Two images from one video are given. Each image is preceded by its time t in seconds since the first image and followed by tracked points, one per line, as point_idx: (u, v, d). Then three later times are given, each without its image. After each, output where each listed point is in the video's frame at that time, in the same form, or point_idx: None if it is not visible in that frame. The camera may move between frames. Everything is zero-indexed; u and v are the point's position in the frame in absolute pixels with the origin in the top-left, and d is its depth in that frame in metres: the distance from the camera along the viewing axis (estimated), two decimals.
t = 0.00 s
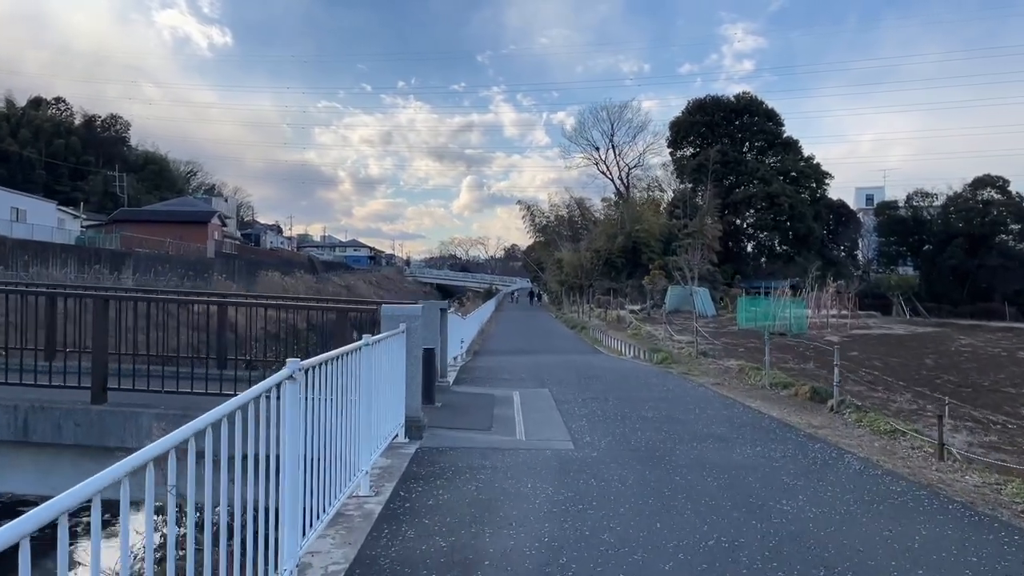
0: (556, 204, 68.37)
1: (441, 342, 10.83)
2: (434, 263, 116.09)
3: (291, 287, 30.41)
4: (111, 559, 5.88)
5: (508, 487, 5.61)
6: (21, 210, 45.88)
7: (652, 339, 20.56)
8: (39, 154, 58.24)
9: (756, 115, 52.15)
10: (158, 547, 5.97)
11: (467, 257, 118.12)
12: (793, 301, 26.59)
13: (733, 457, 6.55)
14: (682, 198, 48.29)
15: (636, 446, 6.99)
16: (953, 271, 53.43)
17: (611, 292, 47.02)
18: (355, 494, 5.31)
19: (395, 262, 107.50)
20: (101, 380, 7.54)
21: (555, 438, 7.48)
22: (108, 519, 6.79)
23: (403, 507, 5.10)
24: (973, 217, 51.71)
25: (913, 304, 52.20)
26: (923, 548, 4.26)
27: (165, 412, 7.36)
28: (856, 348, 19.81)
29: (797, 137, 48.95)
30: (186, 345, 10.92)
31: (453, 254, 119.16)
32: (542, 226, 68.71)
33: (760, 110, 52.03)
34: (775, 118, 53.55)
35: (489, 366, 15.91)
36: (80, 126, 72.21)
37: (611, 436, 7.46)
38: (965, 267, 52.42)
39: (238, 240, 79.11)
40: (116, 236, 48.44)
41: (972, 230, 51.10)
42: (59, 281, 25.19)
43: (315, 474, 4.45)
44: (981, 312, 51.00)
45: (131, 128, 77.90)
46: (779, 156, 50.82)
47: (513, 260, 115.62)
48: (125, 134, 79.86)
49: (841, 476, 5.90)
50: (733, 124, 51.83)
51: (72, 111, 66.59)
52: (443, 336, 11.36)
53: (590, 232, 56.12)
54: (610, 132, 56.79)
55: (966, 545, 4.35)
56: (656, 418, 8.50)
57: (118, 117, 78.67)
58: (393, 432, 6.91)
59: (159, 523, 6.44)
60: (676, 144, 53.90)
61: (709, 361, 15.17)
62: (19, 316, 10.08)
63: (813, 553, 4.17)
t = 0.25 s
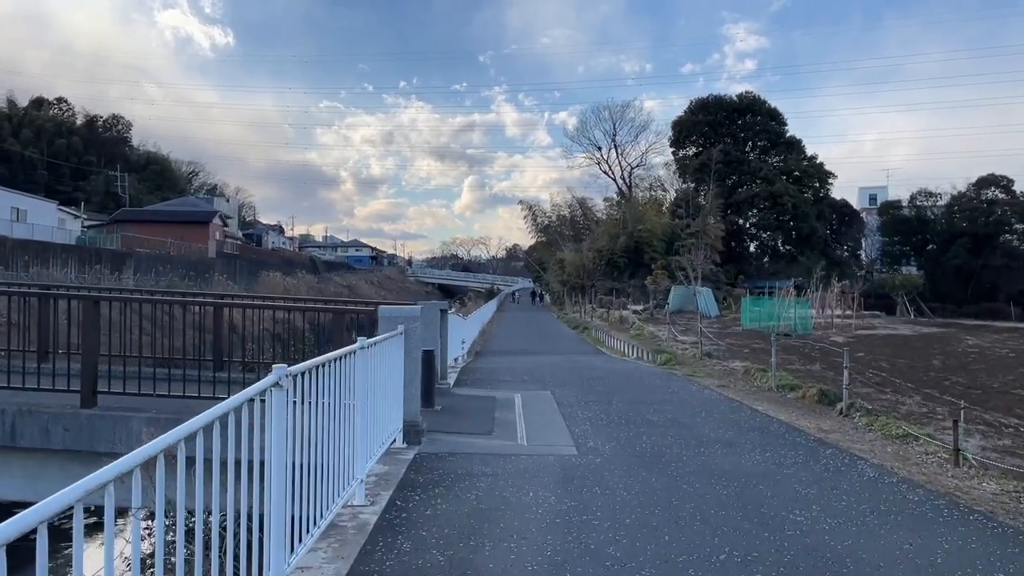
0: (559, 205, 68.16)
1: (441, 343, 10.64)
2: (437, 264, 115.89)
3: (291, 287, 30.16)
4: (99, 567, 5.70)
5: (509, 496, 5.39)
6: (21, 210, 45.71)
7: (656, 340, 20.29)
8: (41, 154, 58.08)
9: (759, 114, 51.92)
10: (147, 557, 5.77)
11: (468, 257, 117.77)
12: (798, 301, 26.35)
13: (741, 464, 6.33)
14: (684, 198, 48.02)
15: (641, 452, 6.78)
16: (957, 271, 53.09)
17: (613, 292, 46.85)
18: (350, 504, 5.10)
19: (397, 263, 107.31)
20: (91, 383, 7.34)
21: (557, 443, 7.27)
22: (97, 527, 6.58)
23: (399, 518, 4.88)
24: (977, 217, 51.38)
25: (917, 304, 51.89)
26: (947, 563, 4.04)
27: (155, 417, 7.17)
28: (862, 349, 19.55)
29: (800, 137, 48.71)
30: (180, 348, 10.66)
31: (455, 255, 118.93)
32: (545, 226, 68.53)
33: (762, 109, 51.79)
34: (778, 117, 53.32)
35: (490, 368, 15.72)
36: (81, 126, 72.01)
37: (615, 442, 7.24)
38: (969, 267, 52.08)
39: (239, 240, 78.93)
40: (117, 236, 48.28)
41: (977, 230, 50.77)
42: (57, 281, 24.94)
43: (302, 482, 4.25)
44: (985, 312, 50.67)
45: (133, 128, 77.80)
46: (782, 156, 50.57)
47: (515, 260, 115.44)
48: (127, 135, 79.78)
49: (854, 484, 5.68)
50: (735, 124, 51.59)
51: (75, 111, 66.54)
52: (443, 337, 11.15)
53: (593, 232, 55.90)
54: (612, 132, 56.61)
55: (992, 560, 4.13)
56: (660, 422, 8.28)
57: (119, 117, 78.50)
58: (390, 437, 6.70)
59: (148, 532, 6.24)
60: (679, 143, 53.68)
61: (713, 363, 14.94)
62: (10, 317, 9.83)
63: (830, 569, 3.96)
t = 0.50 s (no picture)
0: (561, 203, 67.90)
1: (440, 344, 10.46)
2: (438, 262, 115.65)
3: (292, 286, 29.91)
4: None
5: (509, 505, 5.17)
6: (21, 209, 45.46)
7: (659, 340, 20.03)
8: (42, 153, 57.91)
9: (761, 112, 51.63)
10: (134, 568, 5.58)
11: (470, 256, 117.43)
12: (801, 300, 26.08)
13: (747, 469, 6.12)
14: (687, 196, 47.69)
15: (646, 457, 6.55)
16: (961, 270, 52.78)
17: (615, 291, 46.74)
18: (343, 514, 4.88)
19: (399, 261, 107.17)
20: (79, 386, 7.13)
21: (559, 448, 7.05)
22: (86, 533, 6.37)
23: (394, 529, 4.66)
24: (981, 216, 51.08)
25: (920, 303, 51.58)
26: None
27: (144, 422, 6.97)
28: (868, 349, 19.32)
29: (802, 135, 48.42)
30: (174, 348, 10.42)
31: (456, 253, 118.83)
32: (546, 225, 68.27)
33: (765, 107, 51.49)
34: (781, 115, 53.06)
35: (490, 368, 15.54)
36: (82, 124, 71.82)
37: (620, 446, 7.02)
38: (973, 267, 51.75)
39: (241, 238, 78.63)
40: (117, 234, 48.05)
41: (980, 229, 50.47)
42: (55, 280, 24.71)
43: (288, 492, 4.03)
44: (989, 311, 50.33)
45: (134, 127, 77.56)
46: (785, 154, 50.28)
47: (517, 259, 115.24)
48: (129, 133, 79.57)
49: (870, 492, 5.45)
50: (738, 122, 51.32)
51: (76, 109, 66.37)
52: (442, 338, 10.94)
53: (594, 230, 55.66)
54: (614, 130, 56.35)
55: None
56: (666, 425, 8.04)
57: (121, 115, 78.29)
58: (387, 440, 6.46)
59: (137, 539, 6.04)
60: (681, 142, 53.43)
61: (718, 363, 14.70)
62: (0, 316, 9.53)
63: None
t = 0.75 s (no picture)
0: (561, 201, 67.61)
1: (439, 344, 10.25)
2: (439, 261, 115.37)
3: (291, 284, 29.66)
4: None
5: (510, 513, 4.96)
6: (19, 207, 45.18)
7: (660, 339, 19.80)
8: (42, 151, 57.59)
9: (762, 110, 51.39)
10: None
11: (470, 254, 117.13)
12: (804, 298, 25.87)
13: (756, 475, 5.90)
14: (687, 194, 47.43)
15: (651, 463, 6.34)
16: (963, 269, 52.53)
17: (616, 289, 46.51)
18: (336, 525, 4.66)
19: (399, 260, 106.89)
20: (66, 388, 6.91)
21: (561, 452, 6.82)
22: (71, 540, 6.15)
23: (388, 542, 4.44)
24: (983, 213, 50.83)
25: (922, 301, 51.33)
26: None
27: (131, 426, 6.76)
28: (873, 348, 19.10)
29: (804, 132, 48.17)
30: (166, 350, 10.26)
31: (456, 251, 118.60)
32: (547, 223, 68.01)
33: (766, 105, 51.25)
34: (782, 113, 52.82)
35: (490, 368, 15.33)
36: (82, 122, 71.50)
37: (623, 451, 6.80)
38: (975, 265, 51.50)
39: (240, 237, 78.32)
40: (116, 233, 47.79)
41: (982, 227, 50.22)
42: (51, 279, 24.44)
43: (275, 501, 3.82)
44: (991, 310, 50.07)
45: (134, 125, 77.22)
46: (786, 152, 50.04)
47: (517, 257, 114.97)
48: (128, 131, 79.24)
49: (884, 501, 5.23)
50: (739, 120, 51.08)
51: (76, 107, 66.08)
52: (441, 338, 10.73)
53: (595, 228, 55.39)
54: (614, 127, 56.11)
55: None
56: (670, 429, 7.82)
57: (120, 114, 77.95)
58: (383, 445, 6.25)
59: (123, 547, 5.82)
60: (682, 140, 53.20)
61: (721, 363, 14.48)
62: None
63: None
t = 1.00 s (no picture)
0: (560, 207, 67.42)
1: (437, 351, 10.03)
2: (438, 267, 115.17)
3: (290, 290, 29.40)
4: None
5: (512, 530, 4.73)
6: (18, 213, 44.96)
7: (662, 345, 19.58)
8: (41, 157, 57.47)
9: (762, 116, 51.27)
10: None
11: (469, 260, 116.97)
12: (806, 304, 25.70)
13: (768, 490, 5.67)
14: (687, 200, 47.19)
15: (658, 475, 6.11)
16: (964, 275, 52.32)
17: (616, 295, 46.26)
18: (331, 542, 4.44)
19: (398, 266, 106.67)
20: (52, 398, 6.67)
21: (565, 464, 6.58)
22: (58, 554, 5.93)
23: (385, 561, 4.22)
24: (984, 220, 50.68)
25: (923, 308, 51.10)
26: None
27: (119, 436, 6.55)
28: (877, 355, 18.88)
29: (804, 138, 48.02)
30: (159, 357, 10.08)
31: (456, 257, 118.41)
32: (546, 229, 67.81)
33: (766, 111, 51.13)
34: (782, 119, 52.68)
35: (489, 375, 15.09)
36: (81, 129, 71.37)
37: (628, 463, 6.58)
38: (975, 272, 51.29)
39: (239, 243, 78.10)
40: (115, 239, 47.57)
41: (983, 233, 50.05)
42: (48, 285, 24.23)
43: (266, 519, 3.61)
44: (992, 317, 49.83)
45: (133, 131, 77.08)
46: (786, 158, 49.88)
47: (517, 263, 114.76)
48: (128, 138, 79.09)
49: (903, 517, 5.01)
50: (739, 126, 50.95)
51: (75, 113, 65.96)
52: (440, 345, 10.51)
53: (595, 234, 55.19)
54: (614, 133, 55.98)
55: None
56: (676, 439, 7.60)
57: (120, 120, 77.80)
58: (379, 457, 6.01)
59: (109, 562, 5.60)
60: (682, 146, 53.06)
61: (725, 370, 14.26)
62: None
63: None
